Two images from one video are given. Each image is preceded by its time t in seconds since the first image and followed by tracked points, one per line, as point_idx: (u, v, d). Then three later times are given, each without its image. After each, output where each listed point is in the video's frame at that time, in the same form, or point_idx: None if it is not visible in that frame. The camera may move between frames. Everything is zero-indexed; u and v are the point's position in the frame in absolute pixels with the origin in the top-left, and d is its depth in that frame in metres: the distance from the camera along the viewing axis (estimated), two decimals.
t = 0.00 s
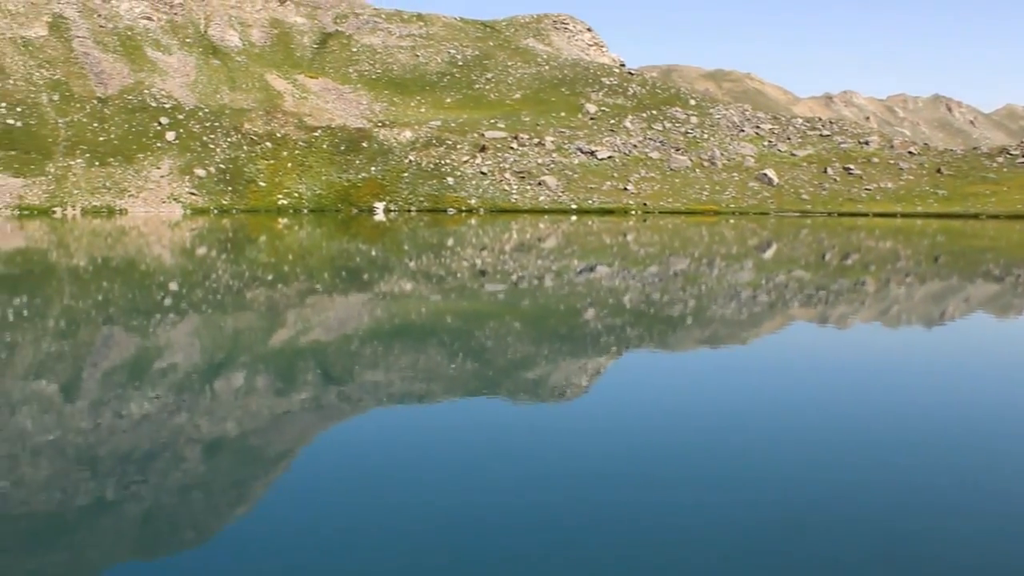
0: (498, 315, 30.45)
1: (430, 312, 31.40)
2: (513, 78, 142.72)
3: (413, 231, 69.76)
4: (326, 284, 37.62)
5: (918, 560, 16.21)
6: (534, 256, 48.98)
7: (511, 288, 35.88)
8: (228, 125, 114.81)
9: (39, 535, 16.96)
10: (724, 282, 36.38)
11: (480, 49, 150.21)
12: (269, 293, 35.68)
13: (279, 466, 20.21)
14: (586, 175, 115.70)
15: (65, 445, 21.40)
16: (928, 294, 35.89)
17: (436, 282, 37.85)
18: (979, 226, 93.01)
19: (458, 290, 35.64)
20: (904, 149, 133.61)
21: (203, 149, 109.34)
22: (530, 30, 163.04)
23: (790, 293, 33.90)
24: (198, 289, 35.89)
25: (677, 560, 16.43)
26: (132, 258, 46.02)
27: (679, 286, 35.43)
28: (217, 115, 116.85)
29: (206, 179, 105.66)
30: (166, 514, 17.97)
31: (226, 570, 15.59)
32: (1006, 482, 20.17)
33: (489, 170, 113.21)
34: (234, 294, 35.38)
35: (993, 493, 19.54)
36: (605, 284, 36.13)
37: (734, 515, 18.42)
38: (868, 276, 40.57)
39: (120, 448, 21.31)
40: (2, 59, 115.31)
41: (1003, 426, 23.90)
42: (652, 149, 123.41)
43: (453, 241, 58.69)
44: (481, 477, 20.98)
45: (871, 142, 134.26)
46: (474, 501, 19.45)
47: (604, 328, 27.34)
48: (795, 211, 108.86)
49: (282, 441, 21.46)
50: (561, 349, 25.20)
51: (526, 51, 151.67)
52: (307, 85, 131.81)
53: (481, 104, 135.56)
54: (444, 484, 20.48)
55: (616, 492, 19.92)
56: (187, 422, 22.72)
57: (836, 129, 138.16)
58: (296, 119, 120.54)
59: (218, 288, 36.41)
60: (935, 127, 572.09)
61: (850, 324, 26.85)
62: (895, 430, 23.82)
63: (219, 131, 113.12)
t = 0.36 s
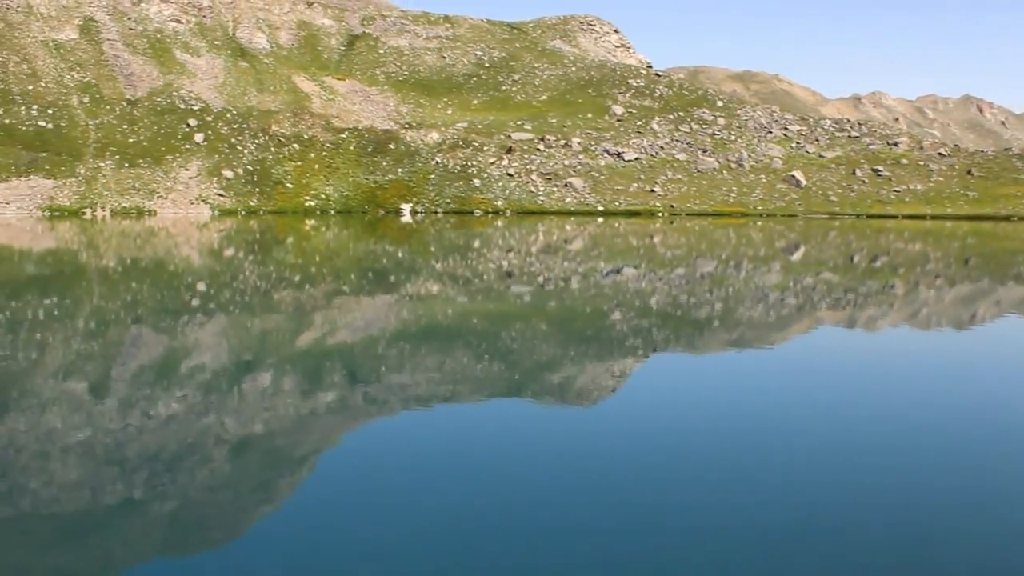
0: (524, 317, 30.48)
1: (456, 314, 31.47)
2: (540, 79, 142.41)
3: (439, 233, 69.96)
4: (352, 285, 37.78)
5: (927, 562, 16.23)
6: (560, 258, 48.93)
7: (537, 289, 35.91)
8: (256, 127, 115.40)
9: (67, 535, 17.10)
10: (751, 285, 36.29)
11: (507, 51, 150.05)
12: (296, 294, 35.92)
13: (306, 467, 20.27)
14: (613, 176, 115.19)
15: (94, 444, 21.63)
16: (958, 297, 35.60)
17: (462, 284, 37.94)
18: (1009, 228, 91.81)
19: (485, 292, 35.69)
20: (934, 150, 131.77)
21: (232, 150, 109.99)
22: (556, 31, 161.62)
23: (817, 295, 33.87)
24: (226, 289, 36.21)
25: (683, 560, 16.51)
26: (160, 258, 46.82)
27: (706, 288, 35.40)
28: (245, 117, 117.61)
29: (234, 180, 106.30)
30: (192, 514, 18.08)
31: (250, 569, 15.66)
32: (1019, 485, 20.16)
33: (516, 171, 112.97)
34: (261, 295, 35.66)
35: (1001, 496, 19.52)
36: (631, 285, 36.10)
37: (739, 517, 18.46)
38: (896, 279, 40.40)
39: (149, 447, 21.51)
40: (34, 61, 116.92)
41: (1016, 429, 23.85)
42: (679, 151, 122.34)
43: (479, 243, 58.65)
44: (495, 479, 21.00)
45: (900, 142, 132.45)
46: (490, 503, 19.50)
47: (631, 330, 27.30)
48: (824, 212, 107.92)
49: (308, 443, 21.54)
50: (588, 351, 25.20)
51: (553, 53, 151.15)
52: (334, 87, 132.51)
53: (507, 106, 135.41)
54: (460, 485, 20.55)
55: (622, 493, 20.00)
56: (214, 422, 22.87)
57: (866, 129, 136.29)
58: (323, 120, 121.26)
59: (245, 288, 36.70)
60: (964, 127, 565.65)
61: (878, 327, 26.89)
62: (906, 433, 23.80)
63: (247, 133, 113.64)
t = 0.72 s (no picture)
0: (550, 319, 30.50)
1: (483, 315, 31.50)
2: (567, 80, 141.69)
3: (467, 235, 70.10)
4: (379, 286, 37.98)
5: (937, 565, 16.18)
6: (587, 259, 48.87)
7: (564, 291, 35.90)
8: (283, 128, 116.40)
9: (96, 533, 17.26)
10: (779, 287, 36.19)
11: (534, 52, 149.49)
12: (324, 295, 36.19)
13: (331, 468, 20.34)
14: (641, 178, 115.11)
15: (123, 443, 21.82)
16: (990, 301, 35.31)
17: (489, 286, 38.00)
18: None
19: (511, 293, 35.72)
20: (966, 151, 129.31)
21: (260, 152, 110.78)
22: (583, 33, 160.67)
23: (846, 298, 33.80)
24: (254, 290, 36.52)
25: (692, 561, 16.51)
26: (187, 259, 47.25)
27: (734, 290, 35.28)
28: (273, 119, 118.36)
29: (262, 182, 107.02)
30: (220, 514, 18.17)
31: (280, 569, 15.68)
32: None
33: (543, 173, 113.15)
34: (288, 296, 35.90)
35: (1009, 498, 19.51)
36: (659, 288, 36.08)
37: (746, 518, 18.44)
38: (927, 282, 40.04)
39: (175, 447, 21.66)
40: (65, 64, 117.29)
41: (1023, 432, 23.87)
42: (706, 152, 121.68)
43: (505, 245, 58.68)
44: (504, 480, 21.06)
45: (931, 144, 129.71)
46: (501, 502, 19.59)
47: (657, 332, 27.29)
48: (852, 215, 107.38)
49: (334, 444, 21.60)
50: (614, 353, 25.17)
51: (580, 54, 150.40)
52: (361, 89, 133.51)
53: (534, 107, 134.94)
54: (472, 485, 20.63)
55: (626, 493, 20.03)
56: (240, 423, 23.02)
57: (894, 130, 134.39)
58: (350, 122, 122.59)
59: (272, 289, 37.00)
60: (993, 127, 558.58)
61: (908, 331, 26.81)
62: (914, 435, 23.81)
63: (274, 135, 114.31)
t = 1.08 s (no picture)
0: (576, 320, 30.55)
1: (510, 317, 31.56)
2: (594, 82, 140.65)
3: (493, 236, 70.20)
4: (405, 288, 38.18)
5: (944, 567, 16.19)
6: (613, 261, 48.85)
7: (590, 293, 35.92)
8: (311, 130, 116.72)
9: (126, 531, 17.45)
10: (806, 289, 36.09)
11: (560, 54, 148.50)
12: (351, 296, 36.48)
13: (358, 468, 20.44)
14: (667, 180, 114.84)
15: (151, 443, 21.98)
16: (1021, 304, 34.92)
17: (516, 287, 38.10)
18: None
19: (537, 295, 35.78)
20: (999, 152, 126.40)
21: (287, 154, 111.15)
22: (609, 35, 159.00)
23: (874, 301, 33.69)
24: (281, 292, 36.91)
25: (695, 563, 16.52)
26: (215, 260, 47.59)
27: (761, 292, 35.20)
28: (300, 121, 118.77)
29: (289, 184, 107.57)
30: (247, 514, 18.22)
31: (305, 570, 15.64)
32: None
33: (569, 175, 113.02)
34: (315, 298, 36.18)
35: (1012, 501, 19.53)
36: (685, 290, 36.04)
37: (749, 520, 18.46)
38: (957, 285, 39.68)
39: (203, 446, 21.86)
40: (96, 68, 118.53)
41: None
42: (734, 154, 120.96)
43: (532, 247, 58.66)
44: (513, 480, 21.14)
45: (961, 146, 127.11)
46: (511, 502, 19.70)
47: (684, 335, 27.33)
48: (880, 218, 106.61)
49: (361, 444, 21.70)
50: (641, 355, 25.18)
51: (607, 56, 149.19)
52: (388, 91, 133.86)
53: (561, 109, 134.20)
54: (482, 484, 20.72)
55: (628, 494, 20.06)
56: (267, 423, 23.19)
57: (924, 132, 132.21)
58: (377, 124, 122.99)
59: (300, 291, 37.33)
60: None
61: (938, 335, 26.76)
62: (919, 438, 23.83)
63: (302, 136, 114.85)
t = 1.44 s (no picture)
0: (603, 322, 30.56)
1: (535, 319, 31.62)
2: (620, 84, 140.71)
3: (519, 238, 70.22)
4: (431, 290, 38.31)
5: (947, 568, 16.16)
6: (640, 263, 48.79)
7: (616, 295, 35.93)
8: (338, 132, 117.24)
9: (153, 530, 17.60)
10: (834, 292, 35.98)
11: (587, 55, 148.70)
12: (378, 297, 36.73)
13: (385, 468, 20.56)
14: (694, 181, 114.29)
15: (179, 443, 22.16)
16: None
17: (542, 289, 38.18)
18: None
19: (563, 297, 35.83)
20: None
21: (315, 156, 111.70)
22: (636, 36, 158.69)
23: (903, 303, 33.51)
24: (308, 293, 37.18)
25: (695, 564, 16.48)
26: (243, 261, 47.80)
27: (788, 295, 35.09)
28: (327, 123, 119.36)
29: (316, 185, 108.08)
30: (274, 515, 18.27)
31: (325, 571, 15.59)
32: None
33: (596, 176, 112.78)
34: (341, 299, 36.43)
35: (1012, 502, 19.54)
36: (712, 292, 35.96)
37: (749, 521, 18.38)
38: (988, 288, 39.31)
39: (231, 446, 22.04)
40: (126, 70, 119.44)
41: None
42: (761, 156, 120.28)
43: (558, 248, 58.63)
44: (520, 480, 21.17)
45: (993, 147, 125.12)
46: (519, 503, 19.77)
47: (710, 337, 27.35)
48: (909, 220, 105.77)
49: (387, 445, 21.81)
50: (667, 357, 25.22)
51: (634, 57, 148.98)
52: (415, 93, 134.27)
53: (588, 111, 134.12)
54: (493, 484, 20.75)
55: (626, 496, 20.02)
56: (294, 423, 23.34)
57: (954, 133, 130.43)
58: (404, 126, 122.77)
59: (326, 292, 37.59)
60: None
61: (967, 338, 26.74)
62: (922, 439, 23.86)
63: (329, 138, 115.50)
